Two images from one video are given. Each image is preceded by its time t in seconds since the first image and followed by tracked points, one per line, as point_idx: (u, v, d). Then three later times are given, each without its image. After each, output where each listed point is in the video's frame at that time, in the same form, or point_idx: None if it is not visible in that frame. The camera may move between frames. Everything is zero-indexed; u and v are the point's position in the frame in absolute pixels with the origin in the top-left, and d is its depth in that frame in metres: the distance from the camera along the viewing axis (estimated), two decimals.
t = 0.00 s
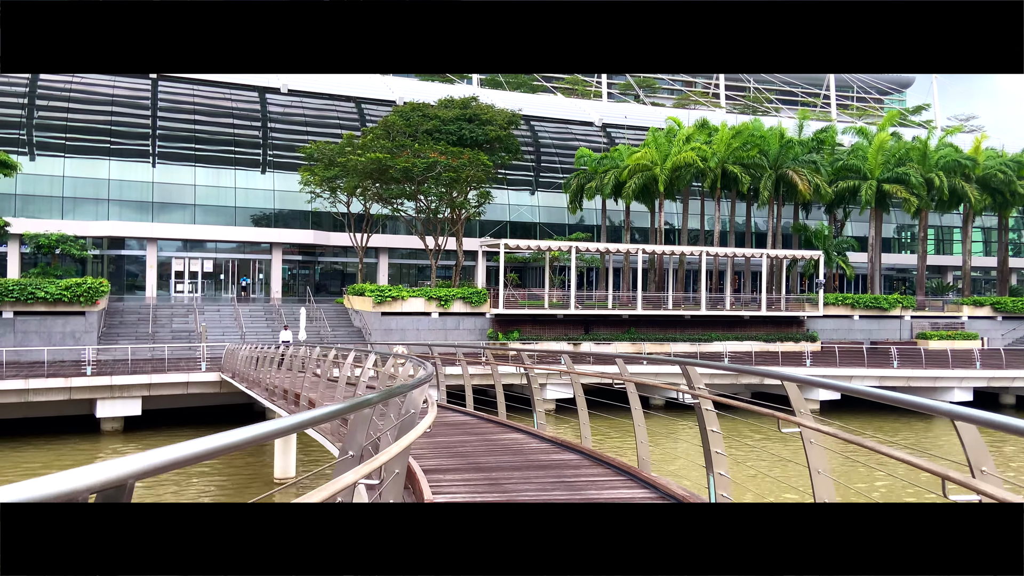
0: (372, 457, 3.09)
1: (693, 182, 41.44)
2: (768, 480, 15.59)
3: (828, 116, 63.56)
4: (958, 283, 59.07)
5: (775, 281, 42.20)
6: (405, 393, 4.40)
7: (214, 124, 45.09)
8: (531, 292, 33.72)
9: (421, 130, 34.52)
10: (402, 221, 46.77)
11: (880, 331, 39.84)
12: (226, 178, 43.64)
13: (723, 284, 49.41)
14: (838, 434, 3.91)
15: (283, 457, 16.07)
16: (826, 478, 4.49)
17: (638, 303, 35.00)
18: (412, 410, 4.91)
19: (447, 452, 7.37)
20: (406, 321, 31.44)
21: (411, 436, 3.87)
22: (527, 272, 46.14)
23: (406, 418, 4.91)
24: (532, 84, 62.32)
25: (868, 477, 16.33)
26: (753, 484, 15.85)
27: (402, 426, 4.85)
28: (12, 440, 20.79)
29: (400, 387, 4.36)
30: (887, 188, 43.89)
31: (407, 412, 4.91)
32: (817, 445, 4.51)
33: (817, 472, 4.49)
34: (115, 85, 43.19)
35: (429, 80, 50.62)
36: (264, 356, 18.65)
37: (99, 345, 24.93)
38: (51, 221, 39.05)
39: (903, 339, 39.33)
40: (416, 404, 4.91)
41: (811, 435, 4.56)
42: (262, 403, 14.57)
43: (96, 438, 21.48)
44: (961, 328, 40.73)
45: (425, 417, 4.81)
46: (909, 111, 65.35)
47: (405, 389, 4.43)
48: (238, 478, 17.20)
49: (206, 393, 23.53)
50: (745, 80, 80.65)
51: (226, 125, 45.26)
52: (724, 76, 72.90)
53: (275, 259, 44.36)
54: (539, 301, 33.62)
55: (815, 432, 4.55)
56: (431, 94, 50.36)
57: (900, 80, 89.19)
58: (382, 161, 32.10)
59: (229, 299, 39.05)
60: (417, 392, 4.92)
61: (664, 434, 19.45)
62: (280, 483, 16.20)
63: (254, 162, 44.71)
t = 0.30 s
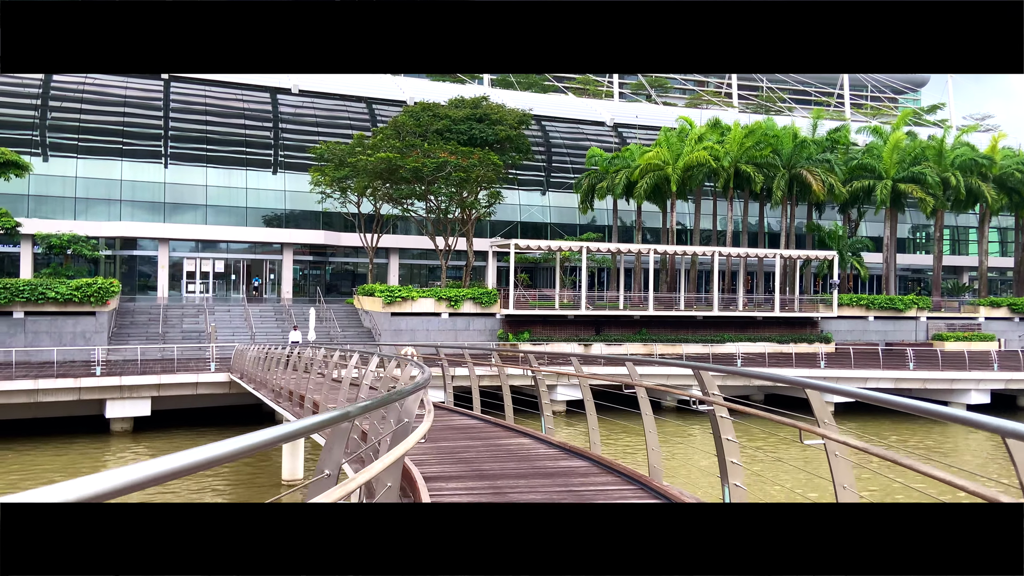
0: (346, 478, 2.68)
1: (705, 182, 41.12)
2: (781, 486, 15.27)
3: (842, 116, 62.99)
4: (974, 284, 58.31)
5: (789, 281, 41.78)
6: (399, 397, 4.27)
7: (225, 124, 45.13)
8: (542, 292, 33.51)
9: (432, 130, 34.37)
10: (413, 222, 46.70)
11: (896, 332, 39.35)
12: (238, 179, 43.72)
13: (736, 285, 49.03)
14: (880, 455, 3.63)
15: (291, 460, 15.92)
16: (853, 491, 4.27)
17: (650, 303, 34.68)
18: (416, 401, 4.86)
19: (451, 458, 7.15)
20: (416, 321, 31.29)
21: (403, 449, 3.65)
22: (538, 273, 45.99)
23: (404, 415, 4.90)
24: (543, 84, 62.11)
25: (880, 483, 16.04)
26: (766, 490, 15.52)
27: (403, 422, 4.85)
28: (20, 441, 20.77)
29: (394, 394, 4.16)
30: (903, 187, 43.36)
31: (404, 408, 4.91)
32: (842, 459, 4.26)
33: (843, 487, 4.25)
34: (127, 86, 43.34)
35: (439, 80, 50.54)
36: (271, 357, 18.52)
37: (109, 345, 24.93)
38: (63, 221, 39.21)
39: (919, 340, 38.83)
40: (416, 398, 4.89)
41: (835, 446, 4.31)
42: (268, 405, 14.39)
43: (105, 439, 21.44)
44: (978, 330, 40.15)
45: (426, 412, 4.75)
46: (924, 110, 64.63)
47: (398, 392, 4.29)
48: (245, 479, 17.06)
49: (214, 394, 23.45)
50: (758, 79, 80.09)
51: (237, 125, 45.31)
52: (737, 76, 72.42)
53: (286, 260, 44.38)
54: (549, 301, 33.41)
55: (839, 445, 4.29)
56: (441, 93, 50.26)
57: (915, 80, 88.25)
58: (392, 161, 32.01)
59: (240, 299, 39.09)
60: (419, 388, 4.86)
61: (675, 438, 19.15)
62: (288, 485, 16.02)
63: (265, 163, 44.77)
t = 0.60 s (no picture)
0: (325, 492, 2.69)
1: (717, 181, 40.66)
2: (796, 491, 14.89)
3: (855, 114, 62.27)
4: (990, 284, 57.49)
5: (802, 281, 41.19)
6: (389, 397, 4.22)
7: (234, 124, 45.04)
8: (552, 293, 33.23)
9: (440, 129, 34.12)
10: (423, 221, 46.56)
11: (911, 333, 38.72)
12: (247, 179, 43.71)
13: (748, 285, 48.50)
14: (915, 468, 3.25)
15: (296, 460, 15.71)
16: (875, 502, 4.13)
17: (661, 304, 34.25)
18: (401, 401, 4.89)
19: (451, 462, 6.86)
20: (424, 322, 31.06)
21: (378, 457, 3.35)
22: (548, 273, 45.69)
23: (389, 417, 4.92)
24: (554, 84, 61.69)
25: (894, 488, 15.64)
26: (780, 493, 15.15)
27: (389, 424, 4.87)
28: (27, 441, 20.66)
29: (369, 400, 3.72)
30: (918, 186, 42.73)
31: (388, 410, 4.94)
32: (864, 467, 4.08)
33: (866, 499, 4.11)
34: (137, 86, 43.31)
35: (448, 79, 50.30)
36: (274, 357, 18.29)
37: (117, 345, 24.85)
38: (72, 221, 39.27)
39: (935, 341, 38.17)
40: (402, 399, 4.91)
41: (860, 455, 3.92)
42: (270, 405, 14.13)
43: (112, 439, 21.32)
44: (995, 330, 39.47)
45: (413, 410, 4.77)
46: (939, 108, 63.78)
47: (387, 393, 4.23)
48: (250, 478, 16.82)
49: (221, 394, 23.27)
50: (770, 78, 79.36)
51: (247, 125, 45.22)
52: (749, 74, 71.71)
53: (295, 260, 44.31)
54: (559, 301, 33.11)
55: (861, 454, 4.09)
56: (450, 92, 50.00)
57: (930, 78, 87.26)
58: (400, 159, 31.79)
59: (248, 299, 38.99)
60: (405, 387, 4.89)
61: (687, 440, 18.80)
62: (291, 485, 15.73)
63: (275, 163, 44.74)
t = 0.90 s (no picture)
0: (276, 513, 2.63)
1: (727, 181, 40.30)
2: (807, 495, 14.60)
3: (867, 114, 61.67)
4: (1004, 285, 56.73)
5: (813, 282, 40.75)
6: (383, 400, 4.26)
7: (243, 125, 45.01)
8: (560, 293, 32.99)
9: (448, 129, 33.93)
10: (431, 222, 46.46)
11: (924, 335, 38.23)
12: (256, 179, 43.73)
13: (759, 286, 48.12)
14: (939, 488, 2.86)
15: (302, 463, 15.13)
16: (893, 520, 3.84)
17: (670, 304, 33.97)
18: (385, 406, 4.94)
19: (449, 469, 6.64)
20: (431, 322, 30.91)
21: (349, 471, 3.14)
22: (556, 273, 45.47)
23: (368, 427, 4.80)
24: (563, 84, 61.35)
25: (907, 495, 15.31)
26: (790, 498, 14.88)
27: (368, 433, 4.77)
28: (31, 441, 20.57)
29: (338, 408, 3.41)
30: (931, 186, 42.19)
31: (367, 420, 4.82)
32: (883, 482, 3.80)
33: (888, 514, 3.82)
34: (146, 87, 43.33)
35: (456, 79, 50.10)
36: (278, 358, 18.14)
37: (124, 345, 24.84)
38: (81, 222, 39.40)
39: (948, 342, 37.65)
40: (382, 407, 4.85)
41: (879, 472, 3.55)
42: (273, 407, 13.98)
43: (118, 440, 21.28)
44: (1010, 332, 38.90)
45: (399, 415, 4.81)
46: (953, 107, 63.05)
47: (381, 395, 4.29)
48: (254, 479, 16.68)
49: (227, 395, 23.16)
50: (782, 78, 78.69)
51: (255, 126, 45.14)
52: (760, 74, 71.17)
53: (303, 260, 44.28)
54: (567, 302, 32.87)
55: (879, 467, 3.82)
56: (457, 92, 49.80)
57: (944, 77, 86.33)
58: (407, 160, 31.61)
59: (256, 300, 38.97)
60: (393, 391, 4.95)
61: (696, 444, 18.50)
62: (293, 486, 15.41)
63: (283, 164, 44.75)
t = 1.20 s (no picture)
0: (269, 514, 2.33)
1: (747, 179, 39.72)
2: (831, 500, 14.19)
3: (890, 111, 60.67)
4: None
5: (836, 282, 40.03)
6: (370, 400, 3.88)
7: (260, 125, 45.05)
8: (577, 293, 32.67)
9: (463, 127, 33.71)
10: (448, 221, 46.36)
11: (950, 336, 37.39)
12: (274, 179, 43.88)
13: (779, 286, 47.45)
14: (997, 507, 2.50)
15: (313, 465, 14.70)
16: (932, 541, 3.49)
17: (689, 304, 33.52)
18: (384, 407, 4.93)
19: (455, 474, 6.36)
20: (447, 322, 30.73)
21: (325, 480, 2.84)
22: (574, 273, 45.16)
23: (349, 430, 4.25)
24: (582, 83, 60.87)
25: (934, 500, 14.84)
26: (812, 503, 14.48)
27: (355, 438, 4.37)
28: (48, 440, 20.60)
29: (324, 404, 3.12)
30: (956, 184, 41.32)
31: (347, 422, 4.23)
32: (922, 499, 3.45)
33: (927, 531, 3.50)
34: (166, 89, 43.50)
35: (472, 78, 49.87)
36: (291, 358, 17.98)
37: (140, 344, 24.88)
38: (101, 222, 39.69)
39: (975, 343, 36.76)
40: (366, 409, 4.29)
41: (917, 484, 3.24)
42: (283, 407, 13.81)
43: (134, 439, 21.27)
44: None
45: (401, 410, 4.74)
46: (979, 104, 61.82)
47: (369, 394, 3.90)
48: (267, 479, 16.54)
49: (242, 394, 23.09)
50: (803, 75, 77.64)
51: (272, 126, 45.10)
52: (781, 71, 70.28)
53: (320, 260, 44.31)
54: (585, 302, 32.53)
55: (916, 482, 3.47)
56: (474, 91, 49.59)
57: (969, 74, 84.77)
58: (423, 159, 31.43)
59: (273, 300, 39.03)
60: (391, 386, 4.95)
61: (714, 445, 18.12)
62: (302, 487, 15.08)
63: (301, 164, 44.82)
